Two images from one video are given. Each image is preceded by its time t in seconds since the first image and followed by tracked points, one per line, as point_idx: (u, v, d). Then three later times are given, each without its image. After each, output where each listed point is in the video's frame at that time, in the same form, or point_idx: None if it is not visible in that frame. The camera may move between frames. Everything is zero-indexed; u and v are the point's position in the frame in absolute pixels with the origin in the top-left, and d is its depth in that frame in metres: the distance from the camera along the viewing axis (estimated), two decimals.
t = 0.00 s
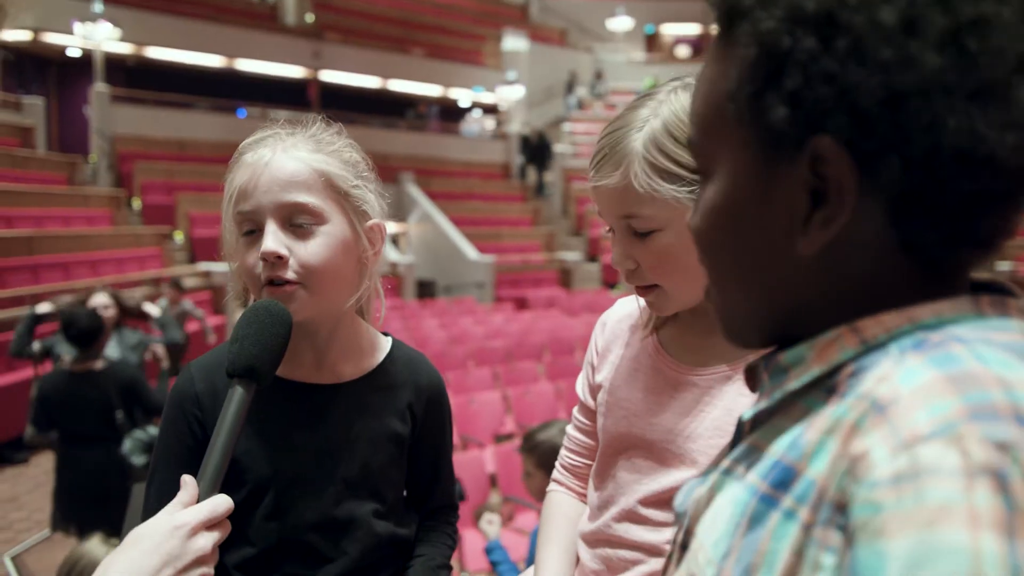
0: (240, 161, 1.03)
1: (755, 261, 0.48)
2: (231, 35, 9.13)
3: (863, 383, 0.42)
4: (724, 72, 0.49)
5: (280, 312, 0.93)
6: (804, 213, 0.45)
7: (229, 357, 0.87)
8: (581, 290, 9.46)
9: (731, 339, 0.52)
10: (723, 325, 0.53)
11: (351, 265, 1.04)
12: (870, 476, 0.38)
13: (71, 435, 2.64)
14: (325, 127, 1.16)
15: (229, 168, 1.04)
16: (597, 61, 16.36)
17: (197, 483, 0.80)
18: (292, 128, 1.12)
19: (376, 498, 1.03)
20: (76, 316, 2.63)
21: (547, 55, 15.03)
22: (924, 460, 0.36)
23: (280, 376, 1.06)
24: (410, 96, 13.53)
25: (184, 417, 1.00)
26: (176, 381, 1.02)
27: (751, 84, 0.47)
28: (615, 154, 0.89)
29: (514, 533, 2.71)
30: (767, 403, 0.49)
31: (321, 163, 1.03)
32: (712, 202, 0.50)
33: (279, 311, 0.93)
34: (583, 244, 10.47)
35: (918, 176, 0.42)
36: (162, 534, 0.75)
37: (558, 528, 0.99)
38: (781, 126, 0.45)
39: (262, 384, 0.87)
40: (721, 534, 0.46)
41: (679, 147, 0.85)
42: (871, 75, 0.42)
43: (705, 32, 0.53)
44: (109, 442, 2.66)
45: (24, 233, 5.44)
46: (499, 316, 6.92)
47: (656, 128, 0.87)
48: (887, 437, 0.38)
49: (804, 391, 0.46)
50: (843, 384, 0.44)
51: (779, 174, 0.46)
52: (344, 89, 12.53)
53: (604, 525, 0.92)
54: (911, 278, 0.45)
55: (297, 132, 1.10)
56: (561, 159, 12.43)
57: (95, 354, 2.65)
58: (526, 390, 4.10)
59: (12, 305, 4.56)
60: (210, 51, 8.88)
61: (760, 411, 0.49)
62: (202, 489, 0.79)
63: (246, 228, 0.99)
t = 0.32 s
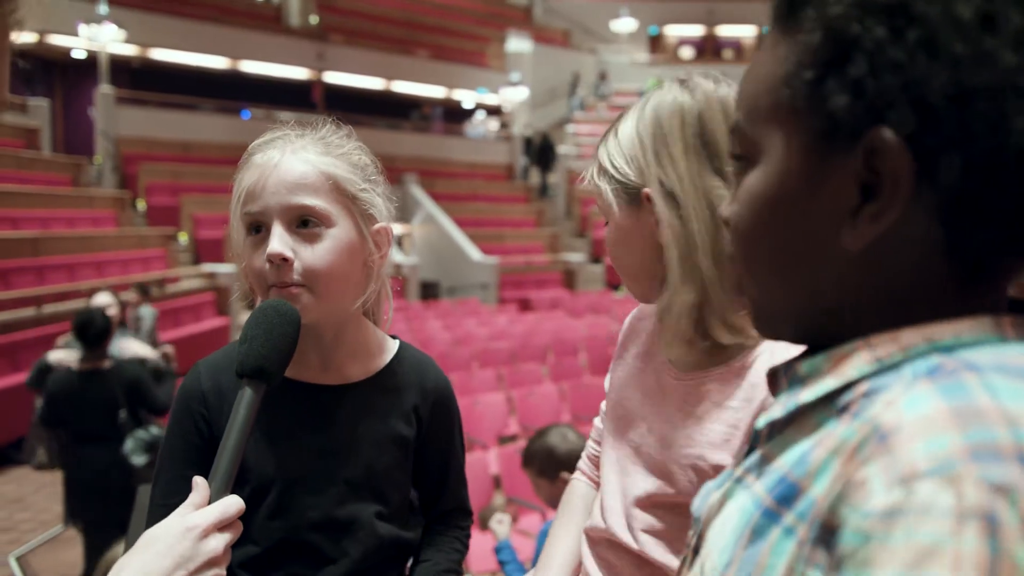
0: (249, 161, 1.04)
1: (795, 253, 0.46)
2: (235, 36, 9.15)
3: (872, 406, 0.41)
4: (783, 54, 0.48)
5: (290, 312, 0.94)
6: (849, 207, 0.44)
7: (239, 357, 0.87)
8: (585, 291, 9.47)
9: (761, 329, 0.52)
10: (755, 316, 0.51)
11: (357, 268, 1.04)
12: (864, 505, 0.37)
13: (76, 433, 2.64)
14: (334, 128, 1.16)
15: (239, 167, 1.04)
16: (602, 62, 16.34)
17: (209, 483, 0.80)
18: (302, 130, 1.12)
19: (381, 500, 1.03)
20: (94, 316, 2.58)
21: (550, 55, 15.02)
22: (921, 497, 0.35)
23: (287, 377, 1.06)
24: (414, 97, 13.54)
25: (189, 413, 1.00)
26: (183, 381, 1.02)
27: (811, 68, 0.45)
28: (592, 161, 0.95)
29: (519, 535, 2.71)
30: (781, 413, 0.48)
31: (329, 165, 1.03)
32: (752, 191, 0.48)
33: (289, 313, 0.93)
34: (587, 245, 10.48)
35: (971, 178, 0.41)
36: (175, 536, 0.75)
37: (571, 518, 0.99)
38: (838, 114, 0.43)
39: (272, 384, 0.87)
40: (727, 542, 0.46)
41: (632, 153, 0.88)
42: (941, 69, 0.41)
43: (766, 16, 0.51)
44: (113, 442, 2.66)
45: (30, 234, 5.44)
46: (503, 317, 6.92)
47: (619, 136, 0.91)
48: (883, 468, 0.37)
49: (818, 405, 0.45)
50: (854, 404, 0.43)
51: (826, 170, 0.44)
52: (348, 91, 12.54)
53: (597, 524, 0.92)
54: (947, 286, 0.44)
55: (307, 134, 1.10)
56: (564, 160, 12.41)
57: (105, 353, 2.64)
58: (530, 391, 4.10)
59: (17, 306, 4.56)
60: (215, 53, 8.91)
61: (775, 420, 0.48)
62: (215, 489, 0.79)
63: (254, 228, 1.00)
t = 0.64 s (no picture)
0: (255, 162, 1.04)
1: (836, 256, 0.46)
2: (239, 36, 9.17)
3: (893, 433, 0.40)
4: (833, 50, 0.47)
5: (293, 316, 0.94)
6: (895, 210, 0.43)
7: (240, 360, 0.87)
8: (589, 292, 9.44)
9: (796, 331, 0.51)
10: (791, 322, 0.51)
11: (362, 268, 1.04)
12: (872, 536, 0.37)
13: (82, 434, 2.63)
14: (341, 130, 1.16)
15: (246, 166, 1.05)
16: (605, 63, 16.32)
17: (210, 488, 0.80)
18: (308, 132, 1.13)
19: (389, 500, 1.04)
20: (101, 316, 2.61)
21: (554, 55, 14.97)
22: (928, 540, 0.34)
23: (289, 376, 1.06)
24: (418, 98, 13.56)
25: (197, 415, 1.01)
26: (191, 383, 1.02)
27: (860, 64, 0.45)
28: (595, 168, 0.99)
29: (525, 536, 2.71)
30: (802, 430, 0.47)
31: (335, 165, 1.04)
32: (795, 191, 0.48)
33: (289, 315, 0.93)
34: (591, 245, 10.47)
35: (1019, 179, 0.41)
36: (176, 541, 0.76)
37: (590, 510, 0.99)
38: (888, 112, 0.43)
39: (272, 387, 0.87)
40: (738, 555, 0.46)
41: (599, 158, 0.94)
42: (999, 64, 0.40)
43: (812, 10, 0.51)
44: (119, 442, 2.66)
45: (36, 236, 5.46)
46: (508, 318, 6.91)
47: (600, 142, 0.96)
48: (895, 503, 0.37)
49: (838, 425, 0.45)
50: (875, 427, 0.42)
51: (869, 176, 0.44)
52: (352, 92, 12.56)
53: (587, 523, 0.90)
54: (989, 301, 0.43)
55: (313, 135, 1.11)
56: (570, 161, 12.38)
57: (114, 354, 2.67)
58: (535, 392, 4.10)
59: (23, 308, 4.58)
60: (220, 54, 8.93)
61: (796, 435, 0.48)
62: (216, 493, 0.79)
63: (260, 227, 1.00)
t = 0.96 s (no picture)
0: (252, 160, 1.05)
1: (845, 258, 0.46)
2: (243, 36, 9.19)
3: (879, 456, 0.39)
4: (837, 55, 0.47)
5: (287, 308, 0.94)
6: (896, 210, 0.43)
7: (234, 352, 0.87)
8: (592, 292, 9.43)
9: (810, 339, 0.51)
10: (804, 330, 0.51)
11: (357, 264, 1.04)
12: (845, 560, 0.36)
13: (87, 433, 2.61)
14: (339, 130, 1.16)
15: (243, 166, 1.05)
16: (608, 63, 16.32)
17: (208, 480, 0.81)
18: (307, 131, 1.13)
19: (388, 495, 1.04)
20: (104, 314, 2.61)
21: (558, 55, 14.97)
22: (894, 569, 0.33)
23: (287, 369, 1.07)
24: (421, 98, 13.58)
25: (198, 410, 1.01)
26: (192, 378, 1.02)
27: (862, 66, 0.45)
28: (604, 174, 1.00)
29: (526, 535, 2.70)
30: (800, 446, 0.46)
31: (331, 162, 1.04)
32: (803, 196, 0.48)
33: (283, 306, 0.93)
34: (594, 246, 10.45)
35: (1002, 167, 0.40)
36: (174, 532, 0.76)
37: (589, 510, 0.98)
38: (890, 113, 0.43)
39: (269, 377, 0.87)
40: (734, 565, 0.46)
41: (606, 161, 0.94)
42: (997, 58, 0.40)
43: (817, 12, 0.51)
44: (125, 440, 2.66)
45: (40, 235, 5.47)
46: (511, 318, 6.91)
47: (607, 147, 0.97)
48: (872, 528, 0.36)
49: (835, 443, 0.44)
50: (866, 448, 0.41)
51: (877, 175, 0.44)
52: (355, 92, 12.58)
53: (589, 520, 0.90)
54: (1000, 305, 0.42)
55: (311, 134, 1.11)
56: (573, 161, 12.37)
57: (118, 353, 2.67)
58: (537, 392, 4.10)
59: (27, 307, 4.60)
60: (224, 54, 8.96)
61: (794, 452, 0.47)
62: (215, 485, 0.80)
63: (255, 224, 1.00)
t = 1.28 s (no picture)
0: (251, 158, 1.05)
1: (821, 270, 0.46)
2: (245, 35, 9.20)
3: (835, 480, 0.38)
4: (817, 62, 0.47)
5: (286, 302, 0.93)
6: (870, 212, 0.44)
7: (232, 346, 0.87)
8: (594, 292, 9.42)
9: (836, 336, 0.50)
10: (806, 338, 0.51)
11: (356, 262, 1.04)
12: None
13: (85, 433, 2.61)
14: (337, 128, 1.16)
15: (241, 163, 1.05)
16: (610, 63, 16.31)
17: (205, 474, 0.81)
18: (304, 129, 1.12)
19: (384, 496, 1.04)
20: (98, 315, 2.59)
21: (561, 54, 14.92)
22: None
23: (283, 367, 1.07)
24: (423, 98, 13.59)
25: (197, 408, 1.01)
26: (191, 376, 1.03)
27: (835, 73, 0.44)
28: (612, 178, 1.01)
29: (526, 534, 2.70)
30: (778, 460, 0.45)
31: (328, 161, 1.04)
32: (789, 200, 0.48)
33: (282, 301, 0.93)
34: (596, 245, 10.44)
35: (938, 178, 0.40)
36: (172, 525, 0.76)
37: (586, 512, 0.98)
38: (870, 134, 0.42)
39: (266, 371, 0.87)
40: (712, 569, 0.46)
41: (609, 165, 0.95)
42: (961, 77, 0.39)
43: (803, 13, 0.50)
44: (123, 441, 2.65)
45: (41, 234, 5.48)
46: (512, 317, 6.91)
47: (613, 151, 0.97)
48: (808, 560, 0.35)
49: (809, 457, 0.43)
50: (833, 469, 0.40)
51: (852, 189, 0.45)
52: (357, 91, 12.59)
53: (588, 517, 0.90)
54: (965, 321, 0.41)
55: (308, 132, 1.11)
56: (574, 160, 12.34)
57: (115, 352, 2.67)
58: (538, 391, 4.10)
59: (29, 305, 4.60)
60: (225, 53, 8.97)
61: (773, 467, 0.46)
62: (211, 479, 0.80)
63: (253, 222, 1.01)
